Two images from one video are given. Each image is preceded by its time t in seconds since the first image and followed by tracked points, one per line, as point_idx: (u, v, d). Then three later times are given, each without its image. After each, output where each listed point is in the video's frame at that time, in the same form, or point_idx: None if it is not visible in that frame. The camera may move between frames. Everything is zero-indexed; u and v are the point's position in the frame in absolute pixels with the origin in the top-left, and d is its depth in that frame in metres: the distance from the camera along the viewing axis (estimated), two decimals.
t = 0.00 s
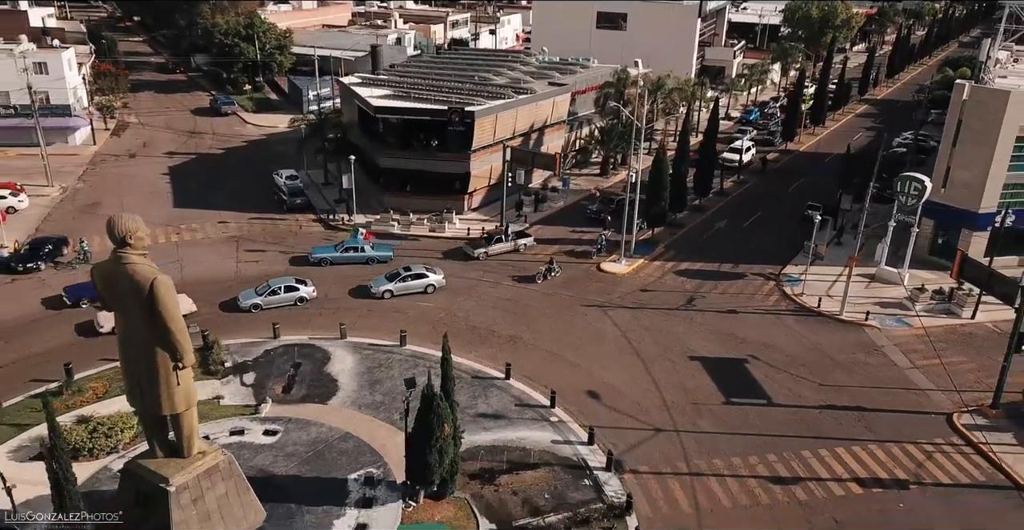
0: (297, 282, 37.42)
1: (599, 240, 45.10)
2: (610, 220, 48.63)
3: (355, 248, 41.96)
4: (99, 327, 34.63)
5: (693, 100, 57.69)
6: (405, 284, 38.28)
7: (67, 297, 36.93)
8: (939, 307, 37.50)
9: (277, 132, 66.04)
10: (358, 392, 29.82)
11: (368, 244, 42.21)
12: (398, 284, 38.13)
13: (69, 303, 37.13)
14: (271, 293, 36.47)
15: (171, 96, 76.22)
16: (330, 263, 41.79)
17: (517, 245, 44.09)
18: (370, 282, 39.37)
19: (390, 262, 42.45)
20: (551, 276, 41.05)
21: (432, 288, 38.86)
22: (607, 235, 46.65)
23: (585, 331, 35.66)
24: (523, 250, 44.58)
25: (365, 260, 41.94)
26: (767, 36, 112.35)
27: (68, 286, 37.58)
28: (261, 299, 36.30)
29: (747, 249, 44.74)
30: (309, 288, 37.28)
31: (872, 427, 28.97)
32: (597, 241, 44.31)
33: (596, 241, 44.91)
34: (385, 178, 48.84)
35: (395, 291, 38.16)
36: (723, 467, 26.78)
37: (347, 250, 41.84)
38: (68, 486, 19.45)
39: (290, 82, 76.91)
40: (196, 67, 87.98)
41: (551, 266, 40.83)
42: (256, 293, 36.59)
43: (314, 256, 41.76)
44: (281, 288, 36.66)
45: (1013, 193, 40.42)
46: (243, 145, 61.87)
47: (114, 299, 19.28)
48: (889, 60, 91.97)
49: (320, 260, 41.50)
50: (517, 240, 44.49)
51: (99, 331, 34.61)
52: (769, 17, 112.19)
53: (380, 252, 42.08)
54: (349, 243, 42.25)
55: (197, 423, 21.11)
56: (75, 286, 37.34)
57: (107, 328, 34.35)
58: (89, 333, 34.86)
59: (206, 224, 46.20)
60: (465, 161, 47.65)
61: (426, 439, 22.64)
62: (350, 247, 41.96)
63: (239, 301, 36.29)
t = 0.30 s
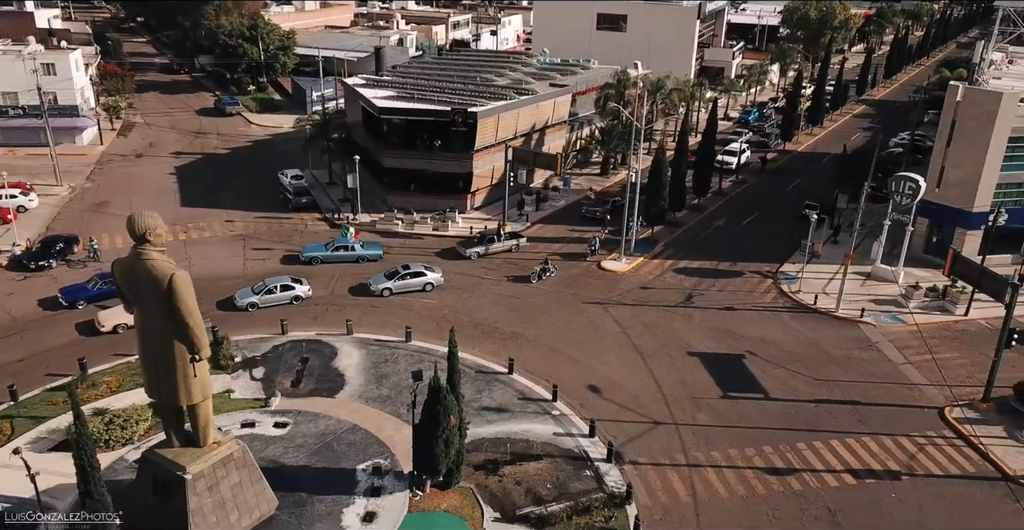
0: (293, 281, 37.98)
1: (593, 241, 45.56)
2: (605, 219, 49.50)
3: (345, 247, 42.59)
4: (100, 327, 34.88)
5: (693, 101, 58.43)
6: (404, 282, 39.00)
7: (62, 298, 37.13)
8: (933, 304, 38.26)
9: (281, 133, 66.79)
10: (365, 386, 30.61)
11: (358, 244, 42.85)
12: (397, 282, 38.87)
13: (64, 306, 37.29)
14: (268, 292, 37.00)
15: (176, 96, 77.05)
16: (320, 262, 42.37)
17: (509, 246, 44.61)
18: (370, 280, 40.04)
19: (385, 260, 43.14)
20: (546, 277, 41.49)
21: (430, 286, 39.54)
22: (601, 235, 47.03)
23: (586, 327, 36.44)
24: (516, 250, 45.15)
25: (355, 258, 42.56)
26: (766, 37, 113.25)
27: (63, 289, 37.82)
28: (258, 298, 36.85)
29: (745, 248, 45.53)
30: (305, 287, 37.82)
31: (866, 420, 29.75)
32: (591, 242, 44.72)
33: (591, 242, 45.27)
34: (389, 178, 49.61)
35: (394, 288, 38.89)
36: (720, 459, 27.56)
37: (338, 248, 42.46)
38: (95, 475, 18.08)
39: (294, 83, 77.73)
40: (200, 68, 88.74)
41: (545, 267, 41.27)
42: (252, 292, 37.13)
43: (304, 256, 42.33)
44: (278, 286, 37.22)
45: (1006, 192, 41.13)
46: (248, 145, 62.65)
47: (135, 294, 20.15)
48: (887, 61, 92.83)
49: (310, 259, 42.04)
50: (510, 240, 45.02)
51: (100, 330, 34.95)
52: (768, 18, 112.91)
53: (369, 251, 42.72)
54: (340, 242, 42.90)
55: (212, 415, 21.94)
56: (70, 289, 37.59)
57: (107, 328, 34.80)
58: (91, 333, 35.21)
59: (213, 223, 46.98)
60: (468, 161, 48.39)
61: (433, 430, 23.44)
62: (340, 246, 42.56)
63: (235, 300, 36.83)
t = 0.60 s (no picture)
0: (292, 279, 38.61)
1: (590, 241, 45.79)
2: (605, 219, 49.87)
3: (339, 245, 43.20)
4: (104, 325, 35.38)
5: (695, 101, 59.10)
6: (405, 279, 39.75)
7: (62, 298, 37.55)
8: (931, 301, 38.90)
9: (288, 132, 67.63)
10: (374, 380, 31.41)
11: (352, 242, 43.46)
12: (398, 279, 39.63)
13: (65, 306, 37.71)
14: (267, 290, 37.63)
15: (184, 96, 77.96)
16: (315, 260, 42.94)
17: (504, 246, 45.08)
18: (372, 277, 40.74)
19: (394, 258, 43.97)
20: (543, 276, 41.91)
21: (432, 283, 40.30)
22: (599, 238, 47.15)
23: (590, 323, 37.18)
24: (512, 250, 45.60)
25: (349, 257, 43.19)
26: (769, 37, 113.98)
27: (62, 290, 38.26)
28: (258, 296, 37.47)
29: (746, 246, 46.28)
30: (304, 284, 38.49)
31: (863, 414, 30.46)
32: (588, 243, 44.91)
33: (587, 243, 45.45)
34: (396, 176, 50.43)
35: (395, 286, 39.64)
36: (720, 450, 28.31)
37: (332, 247, 43.04)
38: (120, 460, 18.86)
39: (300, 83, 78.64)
40: (207, 68, 89.63)
41: (543, 267, 41.69)
42: (251, 290, 37.73)
43: (299, 254, 42.89)
44: (277, 285, 37.81)
45: (1003, 191, 41.81)
46: (257, 145, 63.53)
47: (157, 287, 20.98)
48: (889, 62, 93.48)
49: (305, 257, 42.62)
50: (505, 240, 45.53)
51: (104, 328, 35.49)
52: (771, 19, 113.62)
53: (363, 249, 43.34)
54: (334, 240, 43.49)
55: (229, 405, 22.75)
56: (68, 290, 38.04)
57: (111, 326, 35.33)
58: (96, 331, 35.76)
59: (223, 221, 47.81)
60: (474, 161, 49.16)
61: (442, 420, 24.24)
62: (335, 244, 43.15)
63: (234, 298, 37.42)
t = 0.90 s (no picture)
0: (290, 277, 39.37)
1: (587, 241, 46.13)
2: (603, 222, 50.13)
3: (333, 242, 43.88)
4: (107, 322, 35.90)
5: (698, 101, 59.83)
6: (407, 276, 40.52)
7: (60, 299, 37.88)
8: (928, 298, 39.68)
9: (296, 132, 68.53)
10: (384, 372, 32.29)
11: (345, 240, 44.21)
12: (400, 276, 40.39)
13: (63, 306, 38.08)
14: (266, 288, 38.34)
15: (193, 96, 78.94)
16: (308, 257, 43.61)
17: (497, 245, 45.58)
18: (375, 273, 41.57)
19: (401, 255, 44.82)
20: (542, 275, 42.47)
21: (433, 280, 41.07)
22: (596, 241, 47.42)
23: (594, 318, 37.99)
24: (506, 248, 46.10)
25: (342, 254, 43.96)
26: (771, 38, 114.72)
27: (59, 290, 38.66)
28: (257, 294, 38.19)
29: (748, 243, 47.07)
30: (302, 282, 39.22)
31: (860, 406, 31.23)
32: (585, 243, 45.24)
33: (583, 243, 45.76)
34: (403, 175, 51.32)
35: (398, 282, 40.42)
36: (721, 441, 29.12)
37: (325, 245, 43.72)
38: (146, 444, 19.66)
39: (308, 83, 79.61)
40: (215, 69, 90.56)
41: (542, 265, 42.29)
42: (250, 288, 38.38)
43: (292, 251, 43.55)
44: (275, 282, 38.58)
45: (998, 190, 42.64)
46: (265, 144, 64.47)
47: (178, 280, 21.84)
48: (890, 63, 94.21)
49: (299, 255, 43.29)
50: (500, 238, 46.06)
51: (108, 326, 36.03)
52: (773, 19, 114.29)
53: (357, 247, 44.17)
54: (327, 237, 44.14)
55: (247, 394, 23.63)
56: (65, 290, 38.38)
57: (115, 323, 35.85)
58: (100, 328, 36.31)
59: (234, 219, 48.73)
60: (479, 159, 50.02)
61: (451, 409, 25.10)
62: (328, 242, 43.86)
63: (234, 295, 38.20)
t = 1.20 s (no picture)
0: (289, 274, 39.85)
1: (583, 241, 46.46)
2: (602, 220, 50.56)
3: (327, 240, 44.41)
4: (111, 320, 36.36)
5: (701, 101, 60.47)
6: (408, 273, 41.19)
7: (57, 299, 38.02)
8: (926, 295, 40.33)
9: (303, 131, 69.33)
10: (392, 365, 33.04)
11: (339, 238, 44.72)
12: (401, 272, 41.05)
13: (61, 306, 38.20)
14: (265, 285, 38.86)
15: (200, 95, 79.79)
16: (302, 255, 44.08)
17: (491, 245, 45.99)
18: (376, 270, 42.27)
19: (407, 252, 45.54)
20: (541, 273, 42.99)
21: (433, 277, 41.68)
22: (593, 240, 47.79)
23: (597, 314, 38.69)
24: (499, 247, 46.58)
25: (336, 252, 44.50)
26: (773, 38, 115.38)
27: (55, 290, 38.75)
28: (256, 291, 38.69)
29: (750, 241, 47.71)
30: (300, 280, 39.72)
31: (858, 399, 31.92)
32: (581, 243, 45.49)
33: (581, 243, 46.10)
34: (409, 173, 52.07)
35: (399, 279, 41.08)
36: (721, 432, 29.82)
37: (320, 243, 44.22)
38: (165, 430, 20.25)
39: (314, 83, 80.43)
40: (222, 68, 91.35)
41: (540, 263, 42.80)
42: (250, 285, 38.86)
43: (287, 250, 44.02)
44: (274, 280, 39.05)
45: (996, 187, 43.23)
46: (272, 143, 65.28)
47: (195, 272, 22.62)
48: (892, 63, 94.81)
49: (294, 253, 43.79)
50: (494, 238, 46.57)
51: (111, 323, 36.45)
52: (775, 19, 114.81)
53: (350, 244, 44.72)
54: (321, 236, 44.70)
55: (260, 384, 24.37)
56: (62, 291, 38.53)
57: (118, 321, 36.30)
58: (103, 325, 36.77)
59: (243, 216, 49.50)
60: (484, 158, 50.75)
61: (458, 399, 25.87)
62: (322, 240, 44.35)
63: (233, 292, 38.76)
